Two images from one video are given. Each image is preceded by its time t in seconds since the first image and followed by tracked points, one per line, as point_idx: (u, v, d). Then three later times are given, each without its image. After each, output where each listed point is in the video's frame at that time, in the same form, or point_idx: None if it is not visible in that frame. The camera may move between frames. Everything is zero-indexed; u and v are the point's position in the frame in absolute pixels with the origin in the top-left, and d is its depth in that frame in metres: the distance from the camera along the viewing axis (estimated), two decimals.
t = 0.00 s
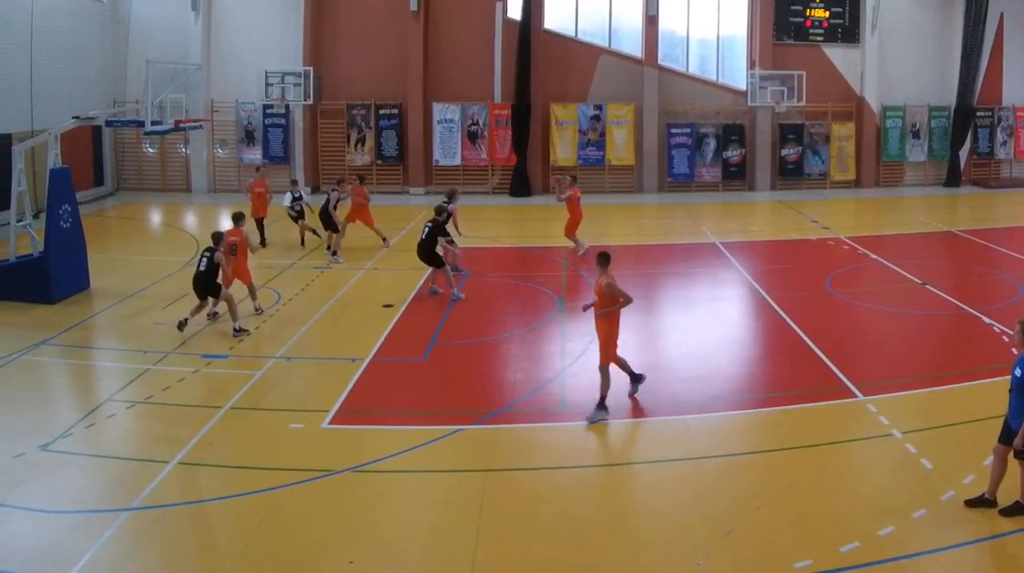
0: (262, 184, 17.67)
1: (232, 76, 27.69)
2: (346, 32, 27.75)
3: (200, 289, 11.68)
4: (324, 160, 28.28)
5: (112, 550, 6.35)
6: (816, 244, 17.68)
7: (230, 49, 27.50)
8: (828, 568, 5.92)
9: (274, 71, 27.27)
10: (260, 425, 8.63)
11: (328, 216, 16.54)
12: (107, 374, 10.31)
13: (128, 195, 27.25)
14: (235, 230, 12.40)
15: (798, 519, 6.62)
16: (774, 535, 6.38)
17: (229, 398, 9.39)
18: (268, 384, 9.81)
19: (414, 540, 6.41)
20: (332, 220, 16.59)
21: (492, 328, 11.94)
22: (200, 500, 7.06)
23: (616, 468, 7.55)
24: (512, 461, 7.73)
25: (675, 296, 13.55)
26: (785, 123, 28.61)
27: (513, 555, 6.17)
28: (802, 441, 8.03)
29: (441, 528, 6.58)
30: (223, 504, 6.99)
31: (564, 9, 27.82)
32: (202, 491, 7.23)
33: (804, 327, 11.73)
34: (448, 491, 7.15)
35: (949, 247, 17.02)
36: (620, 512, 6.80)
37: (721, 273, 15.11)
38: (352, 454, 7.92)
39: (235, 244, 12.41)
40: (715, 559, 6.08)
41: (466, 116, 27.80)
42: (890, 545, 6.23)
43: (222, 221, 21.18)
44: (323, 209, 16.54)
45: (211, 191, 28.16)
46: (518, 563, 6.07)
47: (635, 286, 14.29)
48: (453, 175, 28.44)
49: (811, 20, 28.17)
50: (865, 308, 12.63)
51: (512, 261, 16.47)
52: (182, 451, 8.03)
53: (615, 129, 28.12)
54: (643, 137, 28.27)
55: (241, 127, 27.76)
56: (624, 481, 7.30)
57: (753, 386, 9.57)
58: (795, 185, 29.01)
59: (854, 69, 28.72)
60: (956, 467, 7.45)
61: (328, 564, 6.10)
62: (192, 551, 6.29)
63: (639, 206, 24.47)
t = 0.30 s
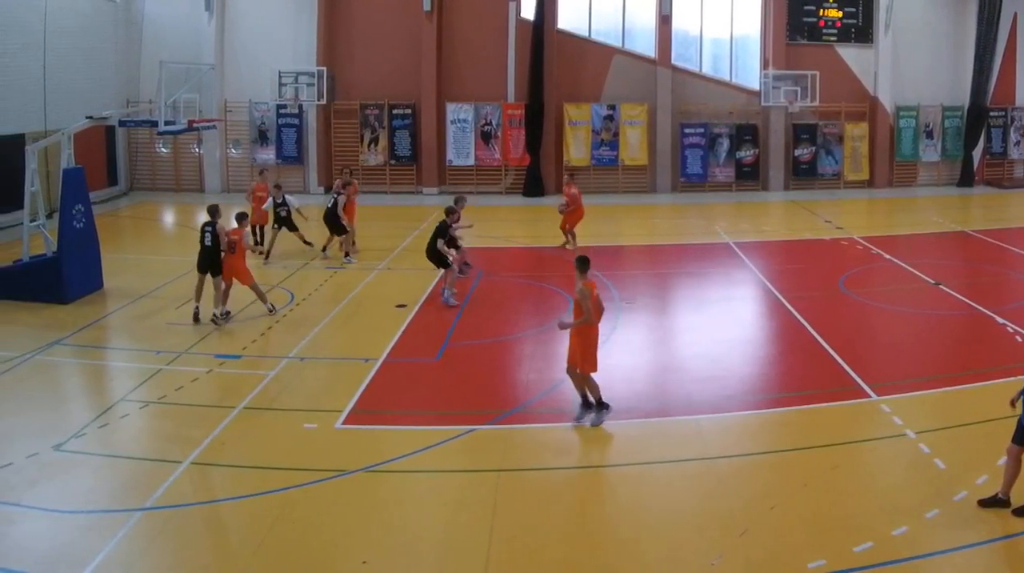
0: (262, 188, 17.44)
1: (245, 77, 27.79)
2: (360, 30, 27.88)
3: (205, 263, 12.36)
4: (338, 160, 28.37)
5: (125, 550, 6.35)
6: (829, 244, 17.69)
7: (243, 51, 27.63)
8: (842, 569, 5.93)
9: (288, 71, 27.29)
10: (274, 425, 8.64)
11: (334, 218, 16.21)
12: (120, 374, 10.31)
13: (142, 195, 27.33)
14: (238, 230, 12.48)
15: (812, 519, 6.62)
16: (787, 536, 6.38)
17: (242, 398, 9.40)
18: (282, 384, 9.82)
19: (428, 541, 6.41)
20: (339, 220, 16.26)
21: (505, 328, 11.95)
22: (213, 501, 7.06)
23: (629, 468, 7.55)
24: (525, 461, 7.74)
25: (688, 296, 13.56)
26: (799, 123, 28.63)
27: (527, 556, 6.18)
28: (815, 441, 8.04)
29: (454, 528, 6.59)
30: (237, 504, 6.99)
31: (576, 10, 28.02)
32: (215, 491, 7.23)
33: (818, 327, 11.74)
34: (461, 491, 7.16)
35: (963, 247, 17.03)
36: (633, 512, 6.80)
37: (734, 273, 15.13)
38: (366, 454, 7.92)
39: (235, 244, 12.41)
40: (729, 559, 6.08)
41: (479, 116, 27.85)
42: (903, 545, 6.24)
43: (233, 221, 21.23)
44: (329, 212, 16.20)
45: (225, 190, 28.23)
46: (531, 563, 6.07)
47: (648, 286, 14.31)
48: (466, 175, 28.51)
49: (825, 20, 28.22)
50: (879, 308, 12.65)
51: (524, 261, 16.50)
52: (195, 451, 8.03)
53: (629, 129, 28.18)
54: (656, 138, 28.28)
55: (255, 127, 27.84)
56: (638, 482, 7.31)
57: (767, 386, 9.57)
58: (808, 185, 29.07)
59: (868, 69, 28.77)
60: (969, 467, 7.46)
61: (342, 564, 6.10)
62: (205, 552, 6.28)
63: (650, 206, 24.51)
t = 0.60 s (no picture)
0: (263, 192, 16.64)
1: (255, 77, 27.95)
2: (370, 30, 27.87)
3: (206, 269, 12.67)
4: (347, 160, 28.41)
5: (135, 550, 6.35)
6: (840, 244, 17.69)
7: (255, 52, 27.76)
8: (853, 569, 5.93)
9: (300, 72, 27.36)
10: (285, 424, 8.65)
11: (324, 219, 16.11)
12: (130, 374, 10.31)
13: (153, 195, 27.36)
14: (238, 229, 12.39)
15: (823, 520, 6.62)
16: (798, 536, 6.38)
17: (253, 398, 9.40)
18: (294, 384, 9.82)
19: (439, 541, 6.42)
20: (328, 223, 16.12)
21: (515, 328, 11.95)
22: (224, 501, 7.06)
23: (640, 468, 7.56)
24: (537, 461, 7.74)
25: (698, 297, 13.55)
26: (810, 123, 28.68)
27: (537, 556, 6.18)
28: (826, 442, 8.03)
29: (464, 528, 6.59)
30: (247, 505, 6.99)
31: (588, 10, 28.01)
32: (226, 491, 7.23)
33: (830, 327, 11.74)
34: (472, 492, 7.16)
35: (975, 247, 17.01)
36: (645, 512, 6.81)
37: (744, 273, 15.13)
38: (377, 454, 7.93)
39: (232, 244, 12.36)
40: (740, 559, 6.09)
41: (490, 116, 27.85)
42: (914, 545, 6.24)
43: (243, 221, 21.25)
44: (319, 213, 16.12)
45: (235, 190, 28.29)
46: (543, 563, 6.08)
47: (658, 286, 14.31)
48: (477, 175, 28.51)
49: (835, 20, 28.22)
50: (890, 308, 12.65)
51: (534, 261, 16.52)
52: (206, 451, 8.03)
53: (639, 129, 28.19)
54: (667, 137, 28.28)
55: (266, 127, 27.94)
56: (649, 482, 7.31)
57: (777, 386, 9.56)
58: (819, 184, 29.11)
59: (878, 69, 28.76)
60: (980, 467, 7.45)
61: (354, 564, 6.10)
62: (216, 552, 6.28)
63: (659, 206, 24.52)
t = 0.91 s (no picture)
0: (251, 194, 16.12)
1: (255, 77, 27.94)
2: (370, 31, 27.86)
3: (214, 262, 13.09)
4: (347, 160, 28.43)
5: (135, 550, 6.35)
6: (840, 244, 17.69)
7: (253, 51, 27.78)
8: (852, 569, 5.93)
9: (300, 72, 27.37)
10: (285, 424, 8.66)
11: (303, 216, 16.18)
12: (131, 374, 10.31)
13: (152, 195, 27.35)
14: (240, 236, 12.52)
15: (822, 520, 6.62)
16: (797, 535, 6.38)
17: (253, 398, 9.40)
18: (294, 384, 9.82)
19: (439, 540, 6.42)
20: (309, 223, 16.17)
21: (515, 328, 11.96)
22: (224, 500, 7.07)
23: (640, 468, 7.56)
24: (536, 461, 7.76)
25: (699, 297, 13.56)
26: (810, 123, 28.70)
27: (538, 556, 6.17)
28: (827, 442, 8.03)
29: (465, 529, 6.59)
30: (247, 504, 7.00)
31: (588, 10, 28.01)
32: (225, 491, 7.23)
33: (829, 327, 11.74)
34: (472, 492, 7.17)
35: (976, 248, 17.01)
36: (644, 511, 6.81)
37: (744, 273, 15.14)
38: (377, 454, 7.93)
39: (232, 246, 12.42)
40: (739, 559, 6.09)
41: (490, 116, 27.85)
42: (913, 546, 6.23)
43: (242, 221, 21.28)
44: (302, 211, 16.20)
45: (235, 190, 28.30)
46: (543, 562, 6.08)
47: (658, 286, 14.31)
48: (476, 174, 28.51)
49: (835, 20, 28.21)
50: (890, 308, 12.65)
51: (534, 261, 16.53)
52: (206, 451, 8.03)
53: (639, 129, 28.19)
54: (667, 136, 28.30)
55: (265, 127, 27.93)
56: (648, 481, 7.32)
57: (777, 386, 9.56)
58: (819, 185, 29.12)
59: (879, 69, 28.75)
60: (981, 467, 7.45)
61: (354, 565, 6.10)
62: (216, 552, 6.28)
63: (659, 206, 24.53)
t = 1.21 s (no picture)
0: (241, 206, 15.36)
1: (255, 77, 27.94)
2: (370, 31, 27.86)
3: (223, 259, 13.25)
4: (347, 160, 28.42)
5: (134, 550, 6.35)
6: (840, 244, 17.68)
7: (253, 51, 27.78)
8: (852, 569, 5.93)
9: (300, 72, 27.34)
10: (285, 424, 8.65)
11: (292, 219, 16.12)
12: (131, 374, 10.31)
13: (152, 195, 27.35)
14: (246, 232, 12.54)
15: (822, 520, 6.62)
16: (797, 536, 6.38)
17: (254, 398, 9.40)
18: (294, 385, 9.82)
19: (439, 540, 6.42)
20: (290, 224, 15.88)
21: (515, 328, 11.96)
22: (224, 501, 7.07)
23: (640, 469, 7.55)
24: (536, 461, 7.76)
25: (699, 296, 13.56)
26: (810, 123, 28.70)
27: (538, 557, 6.17)
28: (827, 442, 8.03)
29: (464, 529, 6.58)
30: (248, 505, 7.00)
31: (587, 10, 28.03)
32: (225, 491, 7.23)
33: (829, 327, 11.74)
34: (471, 491, 7.17)
35: (976, 248, 16.99)
36: (644, 512, 6.81)
37: (744, 273, 15.14)
38: (377, 454, 7.93)
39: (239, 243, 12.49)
40: (739, 559, 6.09)
41: (490, 116, 27.84)
42: (913, 546, 6.23)
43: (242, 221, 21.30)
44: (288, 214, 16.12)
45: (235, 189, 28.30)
46: (544, 563, 6.08)
47: (658, 286, 14.30)
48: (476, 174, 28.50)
49: (835, 20, 28.20)
50: (890, 308, 12.64)
51: (534, 261, 16.52)
52: (206, 451, 8.03)
53: (639, 129, 28.20)
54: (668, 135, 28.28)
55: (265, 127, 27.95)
56: (648, 482, 7.32)
57: (777, 386, 9.55)
58: (819, 185, 29.12)
59: (879, 69, 28.75)
60: (981, 467, 7.45)
61: (354, 565, 6.10)
62: (216, 553, 6.27)
63: (659, 206, 24.52)
